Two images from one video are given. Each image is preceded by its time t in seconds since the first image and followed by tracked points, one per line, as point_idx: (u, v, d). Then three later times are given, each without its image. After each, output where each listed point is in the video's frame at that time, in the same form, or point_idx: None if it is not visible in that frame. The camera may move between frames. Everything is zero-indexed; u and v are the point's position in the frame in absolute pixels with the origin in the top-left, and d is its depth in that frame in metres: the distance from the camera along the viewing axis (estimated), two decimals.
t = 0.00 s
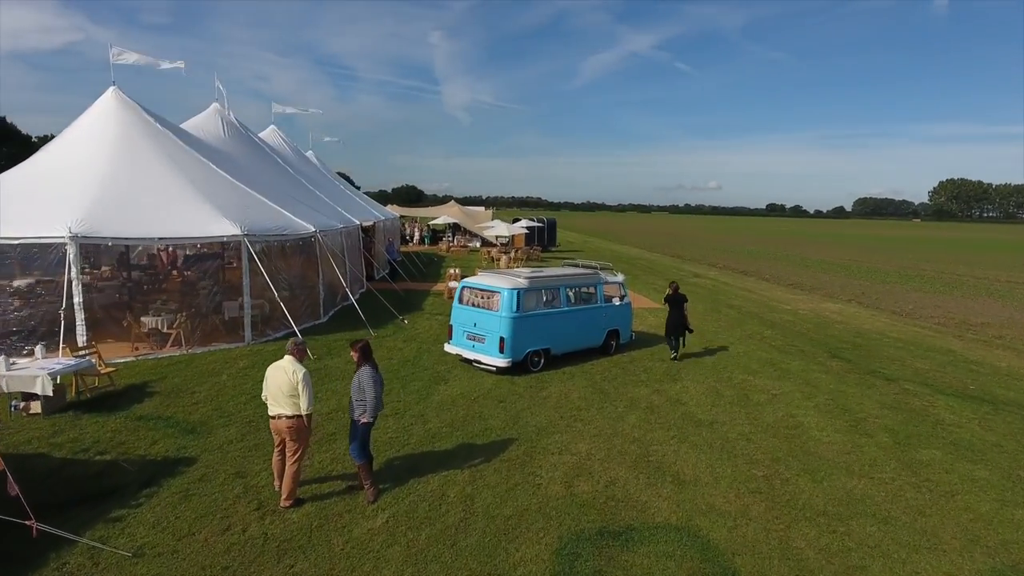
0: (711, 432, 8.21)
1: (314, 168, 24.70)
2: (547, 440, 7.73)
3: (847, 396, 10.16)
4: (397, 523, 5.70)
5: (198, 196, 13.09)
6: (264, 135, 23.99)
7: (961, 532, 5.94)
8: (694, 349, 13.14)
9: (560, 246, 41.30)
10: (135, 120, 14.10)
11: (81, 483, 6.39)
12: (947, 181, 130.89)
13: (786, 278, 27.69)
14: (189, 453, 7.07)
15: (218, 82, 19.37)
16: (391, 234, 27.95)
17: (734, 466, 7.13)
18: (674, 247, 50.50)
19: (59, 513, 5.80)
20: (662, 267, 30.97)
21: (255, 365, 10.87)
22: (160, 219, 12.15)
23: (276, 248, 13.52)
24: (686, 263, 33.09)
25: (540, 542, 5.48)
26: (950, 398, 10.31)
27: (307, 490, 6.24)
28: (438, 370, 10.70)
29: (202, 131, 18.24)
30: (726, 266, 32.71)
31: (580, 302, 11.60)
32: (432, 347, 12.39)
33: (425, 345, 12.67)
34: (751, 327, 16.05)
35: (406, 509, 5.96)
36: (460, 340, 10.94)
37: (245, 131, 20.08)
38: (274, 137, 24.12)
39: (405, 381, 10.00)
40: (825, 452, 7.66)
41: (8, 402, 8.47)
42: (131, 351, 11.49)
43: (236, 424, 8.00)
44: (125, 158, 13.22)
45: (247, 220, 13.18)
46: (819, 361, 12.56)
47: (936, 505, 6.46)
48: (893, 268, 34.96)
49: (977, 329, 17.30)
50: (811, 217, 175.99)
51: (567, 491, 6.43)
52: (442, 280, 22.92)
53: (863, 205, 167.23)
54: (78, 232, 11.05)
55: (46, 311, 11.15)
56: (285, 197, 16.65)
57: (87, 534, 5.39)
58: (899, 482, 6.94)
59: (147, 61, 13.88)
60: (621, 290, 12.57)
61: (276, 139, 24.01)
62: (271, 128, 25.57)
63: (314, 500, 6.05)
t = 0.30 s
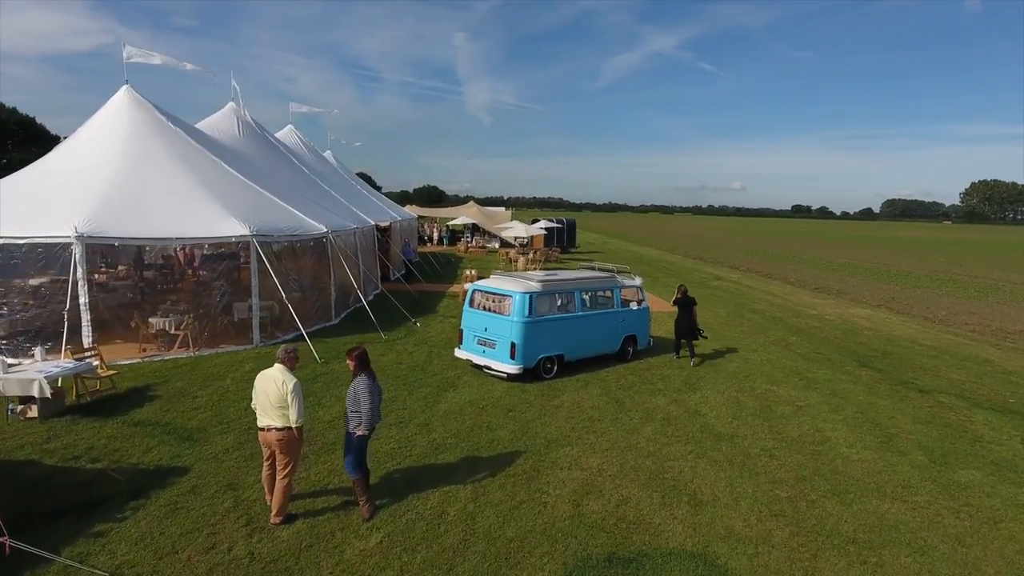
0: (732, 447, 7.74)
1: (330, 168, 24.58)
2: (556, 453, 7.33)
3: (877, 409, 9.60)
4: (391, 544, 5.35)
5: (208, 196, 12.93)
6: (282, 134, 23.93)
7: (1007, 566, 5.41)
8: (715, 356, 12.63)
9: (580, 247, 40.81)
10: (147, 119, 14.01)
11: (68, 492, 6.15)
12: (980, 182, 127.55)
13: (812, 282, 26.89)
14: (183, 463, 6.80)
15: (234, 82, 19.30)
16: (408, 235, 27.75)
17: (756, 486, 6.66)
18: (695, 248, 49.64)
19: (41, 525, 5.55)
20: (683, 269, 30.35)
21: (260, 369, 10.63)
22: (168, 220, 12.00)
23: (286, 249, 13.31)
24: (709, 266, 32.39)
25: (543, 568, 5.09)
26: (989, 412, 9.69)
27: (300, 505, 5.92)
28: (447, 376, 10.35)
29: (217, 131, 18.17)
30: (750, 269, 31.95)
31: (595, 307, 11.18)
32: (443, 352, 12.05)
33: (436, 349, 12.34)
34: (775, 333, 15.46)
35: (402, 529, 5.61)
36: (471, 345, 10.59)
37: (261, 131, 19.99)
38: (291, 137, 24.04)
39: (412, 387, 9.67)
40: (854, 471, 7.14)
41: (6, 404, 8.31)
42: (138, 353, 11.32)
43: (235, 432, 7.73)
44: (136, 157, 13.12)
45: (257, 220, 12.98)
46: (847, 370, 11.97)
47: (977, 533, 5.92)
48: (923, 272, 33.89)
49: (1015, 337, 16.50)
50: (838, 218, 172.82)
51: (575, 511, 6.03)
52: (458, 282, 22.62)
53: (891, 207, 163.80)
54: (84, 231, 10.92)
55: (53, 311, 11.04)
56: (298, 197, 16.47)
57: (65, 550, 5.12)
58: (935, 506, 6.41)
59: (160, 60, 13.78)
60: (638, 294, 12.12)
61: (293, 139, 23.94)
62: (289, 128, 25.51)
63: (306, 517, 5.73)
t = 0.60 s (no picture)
0: (751, 461, 7.32)
1: (343, 168, 24.40)
2: (564, 466, 6.96)
3: (906, 421, 9.10)
4: (383, 566, 5.02)
5: (214, 196, 12.74)
6: (295, 134, 23.81)
7: None
8: (733, 362, 12.16)
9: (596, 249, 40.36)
10: (154, 118, 13.88)
11: (52, 503, 5.90)
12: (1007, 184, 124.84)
13: (834, 285, 26.19)
14: (173, 472, 6.53)
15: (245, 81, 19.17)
16: (421, 235, 27.50)
17: (776, 505, 6.23)
18: (714, 250, 48.92)
19: (19, 539, 5.30)
20: (701, 271, 29.77)
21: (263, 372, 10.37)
22: (173, 219, 11.81)
23: (293, 249, 13.08)
24: (727, 268, 31.75)
25: None
26: None
27: (291, 520, 5.63)
28: (454, 381, 10.02)
29: (228, 130, 18.04)
30: (769, 271, 31.27)
31: (608, 311, 10.79)
32: (451, 356, 11.72)
33: (444, 352, 12.01)
34: (796, 338, 14.93)
35: (396, 548, 5.27)
36: (479, 349, 10.24)
37: (272, 131, 19.86)
38: (304, 137, 23.91)
39: (417, 393, 9.35)
40: (882, 491, 6.68)
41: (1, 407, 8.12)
42: (141, 354, 11.14)
43: (230, 439, 7.46)
44: (142, 157, 12.97)
45: (264, 220, 12.76)
46: (872, 379, 11.45)
47: (1019, 563, 5.45)
48: (950, 275, 32.96)
49: None
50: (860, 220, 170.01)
51: (581, 531, 5.65)
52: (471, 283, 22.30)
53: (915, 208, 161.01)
54: (86, 231, 10.73)
55: (56, 312, 10.89)
56: (307, 197, 16.26)
57: (40, 567, 4.87)
58: (972, 530, 5.95)
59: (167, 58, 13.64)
60: (653, 298, 11.71)
61: (305, 139, 23.81)
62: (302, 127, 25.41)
63: (296, 533, 5.42)
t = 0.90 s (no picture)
0: (777, 482, 6.78)
1: (357, 168, 24.16)
2: (574, 484, 6.49)
3: (944, 438, 8.48)
4: None
5: (222, 195, 12.46)
6: (309, 134, 23.63)
7: None
8: (756, 371, 11.59)
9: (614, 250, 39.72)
10: (162, 116, 13.67)
11: (29, 519, 5.56)
12: None
13: (861, 289, 25.32)
14: (160, 486, 6.17)
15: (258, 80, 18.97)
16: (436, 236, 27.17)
17: (806, 533, 5.71)
18: (735, 252, 47.98)
19: None
20: (722, 274, 29.06)
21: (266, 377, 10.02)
22: (177, 219, 11.55)
23: (301, 250, 12.76)
24: (749, 270, 30.96)
25: None
26: None
27: (278, 544, 5.24)
28: (462, 389, 9.60)
29: (240, 129, 17.83)
30: (793, 274, 30.42)
31: (625, 316, 10.29)
32: (461, 362, 11.28)
33: (454, 358, 11.59)
34: (823, 345, 14.27)
35: None
36: (488, 356, 9.80)
37: (285, 130, 19.63)
38: (318, 136, 23.69)
39: (422, 401, 8.94)
40: (923, 518, 6.12)
41: None
42: (143, 357, 10.87)
43: (224, 450, 7.10)
44: (149, 156, 12.77)
45: (271, 220, 12.46)
46: (905, 390, 10.81)
47: None
48: (982, 279, 31.81)
49: None
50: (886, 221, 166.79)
51: (591, 560, 5.18)
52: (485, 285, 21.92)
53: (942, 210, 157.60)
54: (88, 230, 10.48)
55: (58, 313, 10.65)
56: (318, 197, 15.96)
57: None
58: None
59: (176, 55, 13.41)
60: (672, 302, 11.18)
61: (319, 138, 23.62)
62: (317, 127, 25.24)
63: (282, 559, 5.03)
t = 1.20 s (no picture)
0: (806, 507, 6.29)
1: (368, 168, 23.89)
2: (587, 507, 6.05)
3: (984, 457, 7.93)
4: None
5: (226, 196, 12.17)
6: (320, 134, 23.41)
7: None
8: (779, 381, 11.07)
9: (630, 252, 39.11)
10: (167, 116, 13.47)
11: (5, 540, 5.22)
12: None
13: (886, 293, 24.57)
14: (146, 504, 5.82)
15: (268, 79, 18.75)
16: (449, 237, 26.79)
17: (840, 567, 5.22)
18: (753, 254, 47.19)
19: None
20: (741, 277, 28.39)
21: (268, 384, 9.68)
22: (180, 219, 11.28)
23: (306, 252, 12.44)
24: (769, 273, 30.27)
25: None
26: None
27: (266, 573, 4.86)
28: (471, 399, 9.18)
29: (249, 128, 17.59)
30: (814, 277, 29.69)
31: (641, 323, 9.82)
32: (470, 369, 10.87)
33: (463, 365, 11.19)
34: (848, 353, 13.69)
35: None
36: (498, 364, 9.39)
37: (295, 129, 19.38)
38: (330, 137, 23.45)
39: (428, 412, 8.54)
40: (968, 550, 5.62)
41: None
42: (145, 362, 10.59)
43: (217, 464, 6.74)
44: (153, 157, 12.55)
45: (276, 221, 12.14)
46: (938, 403, 10.24)
47: None
48: (1012, 283, 30.83)
49: None
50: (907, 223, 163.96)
51: None
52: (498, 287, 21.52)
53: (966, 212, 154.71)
54: (87, 232, 10.20)
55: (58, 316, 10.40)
56: (327, 198, 15.66)
57: None
58: None
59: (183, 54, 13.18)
60: (691, 309, 10.69)
61: (330, 138, 23.38)
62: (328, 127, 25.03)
63: None
